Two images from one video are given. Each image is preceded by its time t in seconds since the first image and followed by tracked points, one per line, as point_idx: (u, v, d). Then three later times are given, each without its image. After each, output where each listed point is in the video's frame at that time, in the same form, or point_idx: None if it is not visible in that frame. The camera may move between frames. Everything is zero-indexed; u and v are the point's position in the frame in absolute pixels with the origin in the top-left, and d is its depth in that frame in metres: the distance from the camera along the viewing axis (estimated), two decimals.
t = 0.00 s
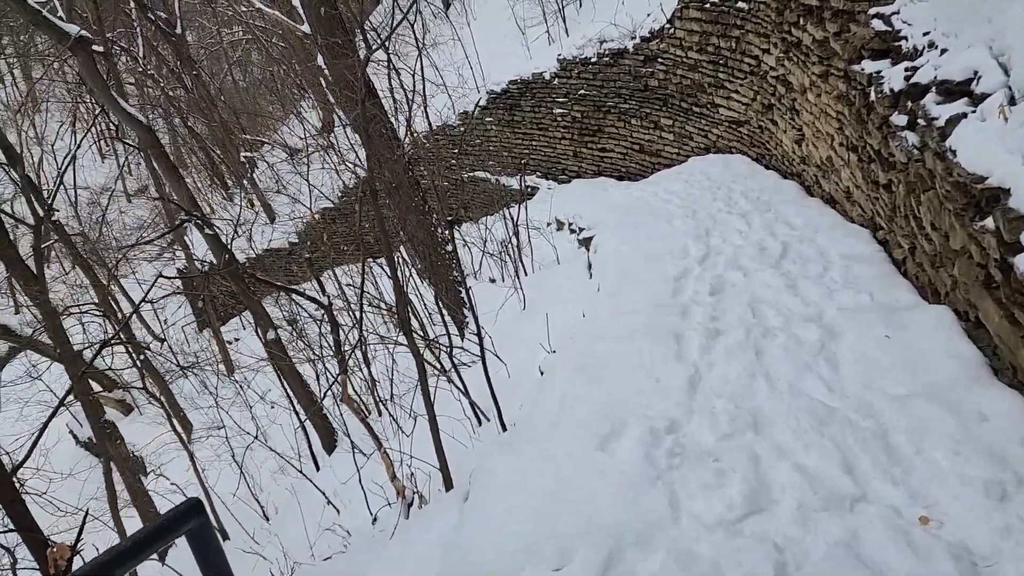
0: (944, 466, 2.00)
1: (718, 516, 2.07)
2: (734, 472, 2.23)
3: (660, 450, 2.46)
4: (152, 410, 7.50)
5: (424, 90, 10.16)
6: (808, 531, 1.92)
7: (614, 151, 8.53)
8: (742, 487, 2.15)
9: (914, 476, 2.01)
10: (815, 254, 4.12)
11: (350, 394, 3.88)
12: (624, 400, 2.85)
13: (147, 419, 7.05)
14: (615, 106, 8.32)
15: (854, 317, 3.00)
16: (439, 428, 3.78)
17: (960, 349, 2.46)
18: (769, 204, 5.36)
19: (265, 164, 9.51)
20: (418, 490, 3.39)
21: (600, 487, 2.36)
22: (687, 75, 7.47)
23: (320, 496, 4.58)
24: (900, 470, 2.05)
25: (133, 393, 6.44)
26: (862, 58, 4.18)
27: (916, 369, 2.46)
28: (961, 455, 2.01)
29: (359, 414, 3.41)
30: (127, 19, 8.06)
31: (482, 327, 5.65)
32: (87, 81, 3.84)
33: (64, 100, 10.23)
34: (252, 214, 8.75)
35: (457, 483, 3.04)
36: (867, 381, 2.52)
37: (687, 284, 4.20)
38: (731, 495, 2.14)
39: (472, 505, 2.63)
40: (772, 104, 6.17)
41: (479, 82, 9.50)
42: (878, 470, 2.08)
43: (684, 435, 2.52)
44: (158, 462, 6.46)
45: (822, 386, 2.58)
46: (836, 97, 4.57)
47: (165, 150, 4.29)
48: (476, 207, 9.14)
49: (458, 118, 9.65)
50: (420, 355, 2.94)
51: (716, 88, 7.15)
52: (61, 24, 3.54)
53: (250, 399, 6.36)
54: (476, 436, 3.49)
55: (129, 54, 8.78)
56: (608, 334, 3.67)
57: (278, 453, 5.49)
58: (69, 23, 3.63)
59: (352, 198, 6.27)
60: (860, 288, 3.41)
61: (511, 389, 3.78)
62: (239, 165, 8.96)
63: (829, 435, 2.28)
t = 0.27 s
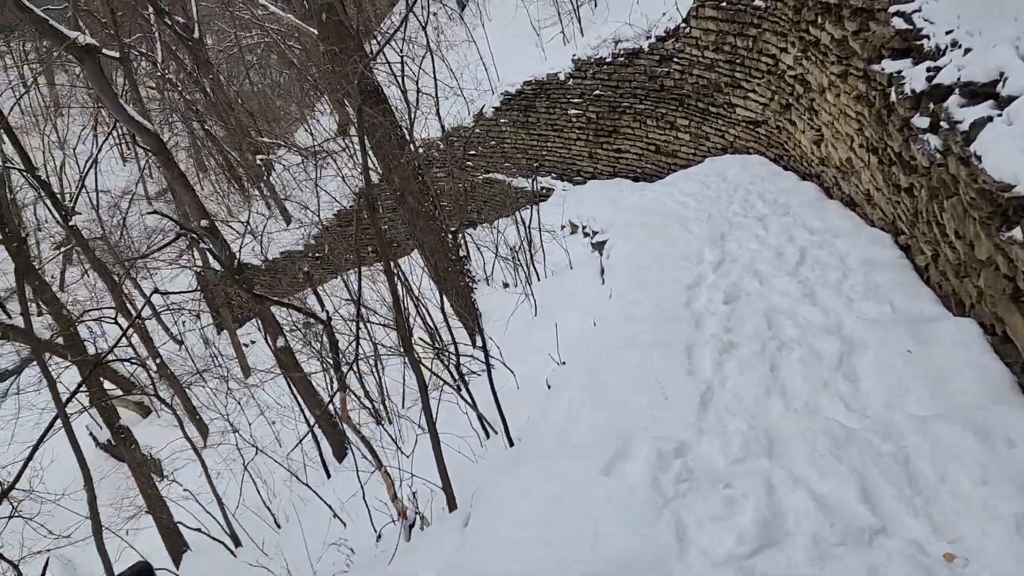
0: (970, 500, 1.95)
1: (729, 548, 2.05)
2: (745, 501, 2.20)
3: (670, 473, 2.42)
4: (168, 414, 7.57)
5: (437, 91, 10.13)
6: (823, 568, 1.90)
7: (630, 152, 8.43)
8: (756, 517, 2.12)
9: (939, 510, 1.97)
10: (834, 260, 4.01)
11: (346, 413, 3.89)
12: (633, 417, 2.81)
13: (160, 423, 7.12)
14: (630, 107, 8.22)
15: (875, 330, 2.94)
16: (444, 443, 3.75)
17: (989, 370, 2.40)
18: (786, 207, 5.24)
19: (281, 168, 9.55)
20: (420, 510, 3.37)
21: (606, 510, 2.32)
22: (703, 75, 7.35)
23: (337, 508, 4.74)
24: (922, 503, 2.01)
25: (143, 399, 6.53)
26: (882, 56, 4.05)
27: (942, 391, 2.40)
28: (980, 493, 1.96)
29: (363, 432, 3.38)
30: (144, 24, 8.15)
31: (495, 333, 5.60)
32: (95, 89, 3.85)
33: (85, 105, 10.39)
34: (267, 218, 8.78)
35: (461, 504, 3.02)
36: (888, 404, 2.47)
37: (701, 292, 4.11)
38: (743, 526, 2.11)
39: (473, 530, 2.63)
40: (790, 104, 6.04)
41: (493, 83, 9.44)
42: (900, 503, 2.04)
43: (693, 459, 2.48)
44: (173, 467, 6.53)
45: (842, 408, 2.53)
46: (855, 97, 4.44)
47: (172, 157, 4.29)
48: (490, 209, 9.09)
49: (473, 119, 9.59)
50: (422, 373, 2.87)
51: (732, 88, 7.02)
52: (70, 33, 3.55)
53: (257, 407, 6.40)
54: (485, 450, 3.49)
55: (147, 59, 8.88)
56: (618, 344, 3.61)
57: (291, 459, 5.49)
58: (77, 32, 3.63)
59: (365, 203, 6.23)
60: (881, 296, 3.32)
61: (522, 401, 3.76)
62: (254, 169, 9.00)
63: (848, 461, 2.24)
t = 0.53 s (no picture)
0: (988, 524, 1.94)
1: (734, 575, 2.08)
2: (752, 524, 2.23)
3: (675, 496, 2.46)
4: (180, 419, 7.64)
5: (447, 95, 10.11)
6: None
7: (642, 156, 8.36)
8: (762, 541, 2.15)
9: (954, 534, 1.97)
10: (848, 266, 3.94)
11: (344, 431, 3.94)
12: (642, 436, 2.85)
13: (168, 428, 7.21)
14: (641, 110, 8.15)
15: (888, 341, 2.91)
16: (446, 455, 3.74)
17: (1008, 383, 2.37)
18: (800, 211, 5.15)
19: (295, 173, 9.59)
20: (421, 527, 3.37)
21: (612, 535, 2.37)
22: (715, 77, 7.26)
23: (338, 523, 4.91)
24: (936, 528, 2.01)
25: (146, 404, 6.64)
26: (897, 58, 3.95)
27: (958, 408, 2.37)
28: (987, 517, 1.96)
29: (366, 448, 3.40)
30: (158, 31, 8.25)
31: (503, 340, 5.56)
32: (101, 99, 3.88)
33: (102, 112, 10.54)
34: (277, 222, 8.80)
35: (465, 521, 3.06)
36: (899, 421, 2.46)
37: (711, 299, 4.05)
38: (749, 553, 2.13)
39: (480, 553, 2.68)
40: (803, 107, 5.95)
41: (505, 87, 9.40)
42: (913, 528, 2.04)
43: (700, 479, 2.52)
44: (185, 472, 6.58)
45: (855, 426, 2.53)
46: (870, 100, 4.34)
47: (179, 166, 4.31)
48: (501, 213, 9.05)
49: (484, 123, 9.54)
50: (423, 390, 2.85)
51: (745, 90, 6.94)
52: (77, 43, 3.58)
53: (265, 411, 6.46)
54: (491, 461, 3.50)
55: (161, 65, 8.98)
56: (626, 355, 3.58)
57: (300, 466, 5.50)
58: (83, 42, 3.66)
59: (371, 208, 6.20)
60: (896, 303, 3.25)
61: (528, 411, 3.74)
62: (268, 174, 9.04)
63: (859, 483, 2.24)
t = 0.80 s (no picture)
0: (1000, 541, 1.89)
1: None
2: (755, 537, 2.16)
3: (677, 507, 2.41)
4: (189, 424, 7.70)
5: (455, 101, 10.13)
6: None
7: (651, 161, 8.31)
8: (765, 553, 2.09)
9: (965, 550, 1.91)
10: (858, 271, 3.87)
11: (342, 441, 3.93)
12: (645, 445, 2.80)
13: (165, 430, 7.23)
14: (650, 114, 8.11)
15: (899, 349, 2.85)
16: (449, 464, 3.72)
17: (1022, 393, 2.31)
18: (810, 216, 5.08)
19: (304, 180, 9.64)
20: (420, 538, 3.35)
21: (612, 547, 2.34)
22: (724, 81, 7.21)
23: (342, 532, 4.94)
24: (946, 543, 1.95)
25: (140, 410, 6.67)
26: (906, 60, 3.90)
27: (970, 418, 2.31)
28: (997, 535, 1.91)
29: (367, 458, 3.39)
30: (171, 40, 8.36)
31: (509, 346, 5.52)
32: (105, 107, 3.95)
33: (118, 120, 10.72)
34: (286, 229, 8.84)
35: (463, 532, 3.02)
36: (910, 432, 2.40)
37: (718, 305, 4.00)
38: (752, 566, 2.07)
39: (478, 564, 2.65)
40: (813, 110, 5.89)
41: (514, 93, 9.40)
42: (922, 542, 1.98)
43: (702, 489, 2.47)
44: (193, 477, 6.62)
45: (864, 437, 2.46)
46: (879, 102, 4.28)
47: (183, 172, 4.36)
48: (509, 219, 9.04)
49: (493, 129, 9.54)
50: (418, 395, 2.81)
51: (754, 94, 6.88)
52: (80, 51, 3.66)
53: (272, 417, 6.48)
54: (493, 470, 3.46)
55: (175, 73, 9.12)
56: (631, 363, 3.54)
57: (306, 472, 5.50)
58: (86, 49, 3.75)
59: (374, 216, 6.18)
60: (907, 310, 3.18)
61: (531, 420, 3.71)
62: (278, 181, 9.10)
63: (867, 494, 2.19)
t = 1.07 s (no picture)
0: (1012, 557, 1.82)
1: None
2: (757, 552, 2.10)
3: (678, 519, 2.35)
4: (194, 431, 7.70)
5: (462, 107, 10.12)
6: None
7: (658, 166, 8.26)
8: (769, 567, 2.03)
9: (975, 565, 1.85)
10: (867, 276, 3.79)
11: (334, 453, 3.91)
12: (647, 453, 2.74)
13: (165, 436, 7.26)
14: (657, 120, 8.06)
15: (908, 355, 2.78)
16: (450, 473, 3.68)
17: None
18: (818, 220, 5.00)
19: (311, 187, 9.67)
20: (417, 550, 3.30)
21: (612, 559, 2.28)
22: (731, 86, 7.16)
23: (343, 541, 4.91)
24: (956, 559, 1.89)
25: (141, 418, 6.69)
26: (914, 62, 3.83)
27: (982, 427, 2.24)
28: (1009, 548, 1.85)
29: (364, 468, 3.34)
30: (180, 47, 8.43)
31: (513, 353, 5.47)
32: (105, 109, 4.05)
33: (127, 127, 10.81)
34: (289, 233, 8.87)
35: (460, 543, 2.97)
36: (918, 441, 2.34)
37: (723, 310, 3.93)
38: None
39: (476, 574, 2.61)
40: (821, 114, 5.82)
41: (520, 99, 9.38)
42: (931, 557, 1.92)
43: (703, 501, 2.40)
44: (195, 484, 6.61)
45: (871, 445, 2.40)
46: (887, 104, 4.21)
47: (185, 178, 4.36)
48: (515, 225, 9.01)
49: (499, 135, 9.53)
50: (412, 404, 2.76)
51: (761, 98, 6.82)
52: (77, 53, 3.78)
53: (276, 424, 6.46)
54: (493, 479, 3.41)
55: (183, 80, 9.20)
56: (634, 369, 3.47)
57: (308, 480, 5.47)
58: (87, 53, 3.86)
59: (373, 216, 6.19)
60: (916, 315, 3.11)
61: (532, 427, 3.66)
62: (284, 187, 9.12)
63: (874, 507, 2.12)
